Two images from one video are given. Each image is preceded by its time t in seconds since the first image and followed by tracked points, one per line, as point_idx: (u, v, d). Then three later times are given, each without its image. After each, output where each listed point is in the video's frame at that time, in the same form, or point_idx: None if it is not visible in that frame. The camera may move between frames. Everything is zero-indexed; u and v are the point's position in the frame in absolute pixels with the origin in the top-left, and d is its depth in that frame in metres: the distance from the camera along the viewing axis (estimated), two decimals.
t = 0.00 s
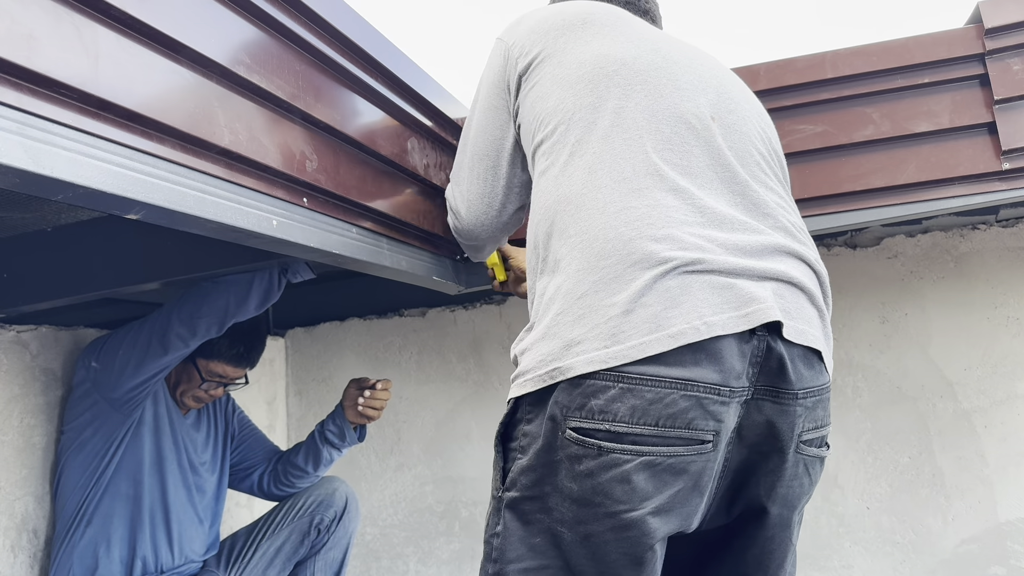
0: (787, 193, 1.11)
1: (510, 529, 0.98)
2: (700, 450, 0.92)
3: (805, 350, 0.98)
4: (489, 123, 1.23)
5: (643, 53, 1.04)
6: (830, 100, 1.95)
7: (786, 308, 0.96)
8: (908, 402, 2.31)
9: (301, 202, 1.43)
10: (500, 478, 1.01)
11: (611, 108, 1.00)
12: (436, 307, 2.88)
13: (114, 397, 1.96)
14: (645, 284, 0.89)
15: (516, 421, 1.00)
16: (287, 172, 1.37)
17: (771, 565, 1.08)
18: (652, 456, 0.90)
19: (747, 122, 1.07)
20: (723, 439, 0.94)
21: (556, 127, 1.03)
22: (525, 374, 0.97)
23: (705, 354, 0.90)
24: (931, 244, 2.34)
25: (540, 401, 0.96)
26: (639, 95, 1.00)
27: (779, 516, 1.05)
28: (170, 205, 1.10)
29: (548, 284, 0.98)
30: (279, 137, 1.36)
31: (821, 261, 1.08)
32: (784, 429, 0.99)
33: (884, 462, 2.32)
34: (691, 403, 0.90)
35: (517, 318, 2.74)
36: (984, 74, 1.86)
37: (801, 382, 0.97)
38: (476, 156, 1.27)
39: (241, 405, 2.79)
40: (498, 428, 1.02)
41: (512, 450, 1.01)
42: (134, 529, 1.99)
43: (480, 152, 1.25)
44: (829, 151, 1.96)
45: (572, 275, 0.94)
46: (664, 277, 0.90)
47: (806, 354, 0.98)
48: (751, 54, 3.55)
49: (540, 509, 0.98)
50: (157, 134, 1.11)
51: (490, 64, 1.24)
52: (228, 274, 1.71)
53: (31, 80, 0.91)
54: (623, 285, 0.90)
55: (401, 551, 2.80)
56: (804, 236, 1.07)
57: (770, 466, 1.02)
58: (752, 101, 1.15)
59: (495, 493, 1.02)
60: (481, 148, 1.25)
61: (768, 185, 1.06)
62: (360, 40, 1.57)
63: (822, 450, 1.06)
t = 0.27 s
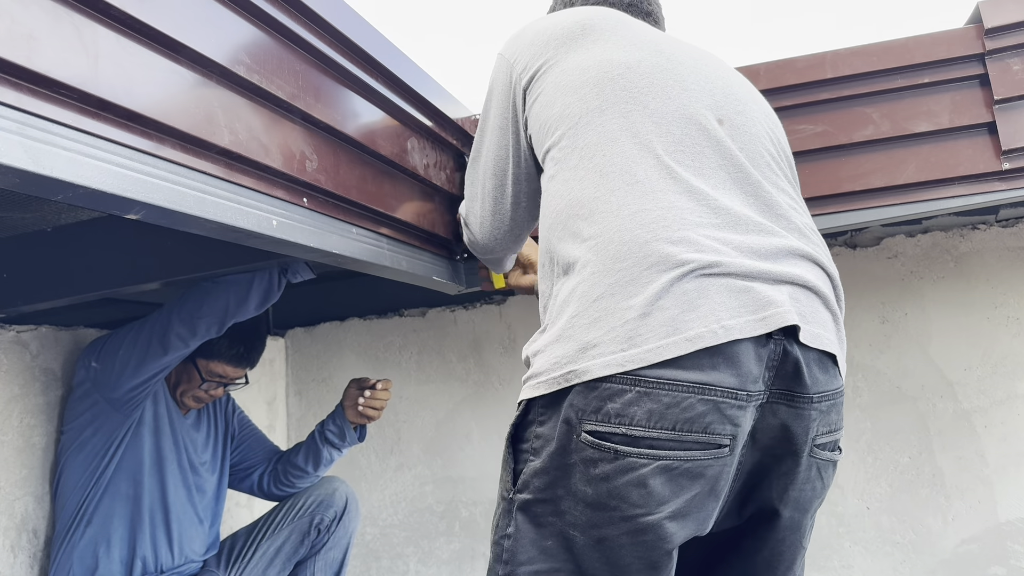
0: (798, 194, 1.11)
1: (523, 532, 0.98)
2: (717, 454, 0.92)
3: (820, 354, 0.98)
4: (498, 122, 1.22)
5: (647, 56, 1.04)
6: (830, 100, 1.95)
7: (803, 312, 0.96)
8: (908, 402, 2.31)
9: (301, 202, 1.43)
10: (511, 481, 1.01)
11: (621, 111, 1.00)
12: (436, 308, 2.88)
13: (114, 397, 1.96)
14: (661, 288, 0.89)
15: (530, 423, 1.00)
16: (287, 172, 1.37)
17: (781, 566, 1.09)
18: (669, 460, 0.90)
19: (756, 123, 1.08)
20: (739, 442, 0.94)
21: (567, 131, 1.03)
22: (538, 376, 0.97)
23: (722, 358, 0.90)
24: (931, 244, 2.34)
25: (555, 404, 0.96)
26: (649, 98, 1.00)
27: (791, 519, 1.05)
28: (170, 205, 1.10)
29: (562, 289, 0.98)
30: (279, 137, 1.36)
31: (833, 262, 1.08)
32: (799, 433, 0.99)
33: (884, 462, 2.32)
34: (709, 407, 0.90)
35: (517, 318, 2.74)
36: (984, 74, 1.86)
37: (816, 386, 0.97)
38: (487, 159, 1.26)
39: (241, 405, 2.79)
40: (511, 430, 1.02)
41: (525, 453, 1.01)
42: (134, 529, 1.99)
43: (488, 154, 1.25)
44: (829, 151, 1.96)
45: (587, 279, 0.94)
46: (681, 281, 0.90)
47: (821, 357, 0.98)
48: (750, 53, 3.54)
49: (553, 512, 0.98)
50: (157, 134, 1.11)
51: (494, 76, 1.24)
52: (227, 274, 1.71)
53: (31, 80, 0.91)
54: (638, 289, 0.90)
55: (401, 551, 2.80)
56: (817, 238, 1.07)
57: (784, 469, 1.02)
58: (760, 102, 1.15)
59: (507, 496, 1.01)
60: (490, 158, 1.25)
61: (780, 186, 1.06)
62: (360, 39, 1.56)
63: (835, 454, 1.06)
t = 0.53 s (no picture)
0: (798, 192, 1.11)
1: (517, 527, 0.98)
2: (703, 450, 0.92)
3: (812, 350, 0.98)
4: (499, 123, 1.24)
5: (646, 57, 1.04)
6: (830, 100, 1.95)
7: (792, 308, 0.96)
8: (908, 403, 2.31)
9: (301, 202, 1.43)
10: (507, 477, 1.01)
11: (618, 112, 1.00)
12: (436, 307, 2.88)
13: (114, 396, 1.96)
14: (648, 285, 0.89)
15: (523, 421, 1.00)
16: (287, 172, 1.37)
17: (777, 562, 1.08)
18: (654, 455, 0.90)
19: (755, 121, 1.07)
20: (726, 438, 0.94)
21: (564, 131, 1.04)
22: (531, 375, 0.98)
23: (707, 355, 0.90)
24: (931, 244, 2.34)
25: (546, 401, 0.97)
26: (641, 98, 1.00)
27: (784, 513, 1.05)
28: (170, 205, 1.10)
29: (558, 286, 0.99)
30: (279, 137, 1.37)
31: (830, 261, 1.08)
32: (789, 428, 0.99)
33: (884, 462, 2.32)
34: (693, 403, 0.90)
35: (517, 317, 2.74)
36: (984, 75, 1.86)
37: (806, 382, 0.97)
38: (487, 160, 1.27)
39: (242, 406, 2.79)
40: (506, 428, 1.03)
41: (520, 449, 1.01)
42: (134, 529, 1.99)
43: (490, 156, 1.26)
44: (829, 151, 1.96)
45: (578, 278, 0.94)
46: (668, 278, 0.90)
47: (813, 353, 0.98)
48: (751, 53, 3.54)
49: (547, 507, 0.98)
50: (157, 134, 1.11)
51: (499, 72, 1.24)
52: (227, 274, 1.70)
53: (31, 80, 0.91)
54: (625, 287, 0.90)
55: (401, 551, 2.80)
56: (816, 236, 1.07)
57: (776, 463, 1.02)
58: (761, 99, 1.14)
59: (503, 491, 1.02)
60: (491, 153, 1.26)
61: (778, 185, 1.06)
62: (360, 39, 1.57)
63: (830, 450, 1.06)
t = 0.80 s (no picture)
0: (802, 193, 1.11)
1: (528, 529, 0.97)
2: (721, 453, 0.92)
3: (824, 353, 0.98)
4: (498, 121, 1.23)
5: (653, 59, 1.04)
6: (830, 100, 1.95)
7: (807, 312, 0.96)
8: (908, 403, 2.31)
9: (301, 202, 1.43)
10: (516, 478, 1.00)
11: (628, 113, 1.00)
12: (436, 308, 2.88)
13: (114, 396, 1.96)
14: (665, 288, 0.89)
15: (535, 421, 0.99)
16: (287, 173, 1.37)
17: (783, 564, 1.09)
18: (674, 458, 0.90)
19: (764, 125, 1.07)
20: (742, 441, 0.95)
21: (575, 128, 1.03)
22: (544, 375, 0.97)
23: (725, 358, 0.90)
24: (931, 244, 2.34)
25: (561, 402, 0.96)
26: (655, 99, 1.00)
27: (795, 516, 1.05)
28: (170, 205, 1.10)
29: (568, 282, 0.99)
30: (279, 137, 1.37)
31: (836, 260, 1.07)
32: (803, 432, 0.99)
33: (884, 462, 2.32)
34: (713, 406, 0.90)
35: (517, 317, 2.74)
36: (984, 74, 1.86)
37: (820, 385, 0.98)
38: (489, 160, 1.26)
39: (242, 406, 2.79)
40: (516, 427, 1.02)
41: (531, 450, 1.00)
42: (134, 529, 1.99)
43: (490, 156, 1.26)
44: (829, 151, 1.96)
45: (596, 279, 0.93)
46: (686, 281, 0.90)
47: (824, 356, 0.98)
48: (750, 53, 3.55)
49: (558, 509, 0.97)
50: (157, 134, 1.11)
51: (500, 69, 1.25)
52: (227, 274, 1.70)
53: (31, 80, 0.91)
54: (643, 289, 0.90)
55: (401, 551, 2.80)
56: (821, 237, 1.07)
57: (788, 467, 1.02)
58: (765, 101, 1.14)
59: (512, 492, 1.01)
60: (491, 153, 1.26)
61: (785, 187, 1.06)
62: (360, 40, 1.57)
63: (838, 453, 1.07)
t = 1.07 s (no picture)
0: (803, 191, 1.11)
1: (530, 527, 0.97)
2: (724, 448, 0.92)
3: (827, 349, 0.98)
4: (496, 125, 1.23)
5: (647, 63, 1.04)
6: (829, 100, 1.95)
7: (808, 308, 0.96)
8: (908, 403, 2.31)
9: (300, 202, 1.43)
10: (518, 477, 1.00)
11: (621, 117, 1.00)
12: (436, 308, 2.88)
13: (114, 396, 1.96)
14: (665, 286, 0.89)
15: (537, 420, 0.99)
16: (287, 172, 1.37)
17: (788, 560, 1.08)
18: (676, 454, 0.90)
19: (758, 123, 1.07)
20: (746, 437, 0.94)
21: (574, 137, 1.03)
22: (546, 375, 0.97)
23: (727, 354, 0.90)
24: (931, 244, 2.34)
25: (562, 401, 0.96)
26: (651, 103, 1.00)
27: (798, 511, 1.05)
28: (170, 205, 1.10)
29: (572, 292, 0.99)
30: (279, 137, 1.37)
31: (837, 258, 1.07)
32: (806, 426, 0.99)
33: (884, 462, 2.32)
34: (715, 402, 0.90)
35: (517, 317, 2.74)
36: (984, 74, 1.86)
37: (822, 380, 0.97)
38: (488, 163, 1.26)
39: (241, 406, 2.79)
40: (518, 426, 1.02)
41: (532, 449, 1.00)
42: (134, 529, 1.99)
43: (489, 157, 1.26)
44: (828, 151, 1.96)
45: (598, 276, 0.94)
46: (687, 278, 0.90)
47: (827, 352, 0.98)
48: (750, 54, 3.55)
49: (560, 508, 0.97)
50: (157, 134, 1.11)
51: (495, 87, 1.23)
52: (227, 273, 1.70)
53: (31, 80, 0.91)
54: (643, 288, 0.90)
55: (401, 551, 2.80)
56: (821, 233, 1.07)
57: (791, 462, 1.02)
58: (760, 100, 1.14)
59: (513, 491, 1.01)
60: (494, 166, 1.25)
61: (784, 185, 1.06)
62: (360, 40, 1.57)
63: (842, 449, 1.06)
